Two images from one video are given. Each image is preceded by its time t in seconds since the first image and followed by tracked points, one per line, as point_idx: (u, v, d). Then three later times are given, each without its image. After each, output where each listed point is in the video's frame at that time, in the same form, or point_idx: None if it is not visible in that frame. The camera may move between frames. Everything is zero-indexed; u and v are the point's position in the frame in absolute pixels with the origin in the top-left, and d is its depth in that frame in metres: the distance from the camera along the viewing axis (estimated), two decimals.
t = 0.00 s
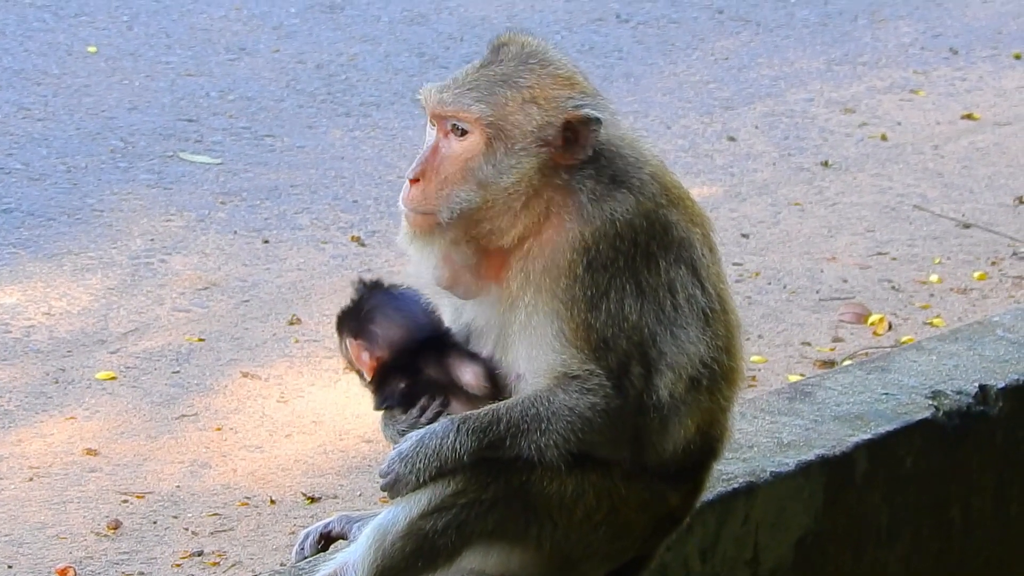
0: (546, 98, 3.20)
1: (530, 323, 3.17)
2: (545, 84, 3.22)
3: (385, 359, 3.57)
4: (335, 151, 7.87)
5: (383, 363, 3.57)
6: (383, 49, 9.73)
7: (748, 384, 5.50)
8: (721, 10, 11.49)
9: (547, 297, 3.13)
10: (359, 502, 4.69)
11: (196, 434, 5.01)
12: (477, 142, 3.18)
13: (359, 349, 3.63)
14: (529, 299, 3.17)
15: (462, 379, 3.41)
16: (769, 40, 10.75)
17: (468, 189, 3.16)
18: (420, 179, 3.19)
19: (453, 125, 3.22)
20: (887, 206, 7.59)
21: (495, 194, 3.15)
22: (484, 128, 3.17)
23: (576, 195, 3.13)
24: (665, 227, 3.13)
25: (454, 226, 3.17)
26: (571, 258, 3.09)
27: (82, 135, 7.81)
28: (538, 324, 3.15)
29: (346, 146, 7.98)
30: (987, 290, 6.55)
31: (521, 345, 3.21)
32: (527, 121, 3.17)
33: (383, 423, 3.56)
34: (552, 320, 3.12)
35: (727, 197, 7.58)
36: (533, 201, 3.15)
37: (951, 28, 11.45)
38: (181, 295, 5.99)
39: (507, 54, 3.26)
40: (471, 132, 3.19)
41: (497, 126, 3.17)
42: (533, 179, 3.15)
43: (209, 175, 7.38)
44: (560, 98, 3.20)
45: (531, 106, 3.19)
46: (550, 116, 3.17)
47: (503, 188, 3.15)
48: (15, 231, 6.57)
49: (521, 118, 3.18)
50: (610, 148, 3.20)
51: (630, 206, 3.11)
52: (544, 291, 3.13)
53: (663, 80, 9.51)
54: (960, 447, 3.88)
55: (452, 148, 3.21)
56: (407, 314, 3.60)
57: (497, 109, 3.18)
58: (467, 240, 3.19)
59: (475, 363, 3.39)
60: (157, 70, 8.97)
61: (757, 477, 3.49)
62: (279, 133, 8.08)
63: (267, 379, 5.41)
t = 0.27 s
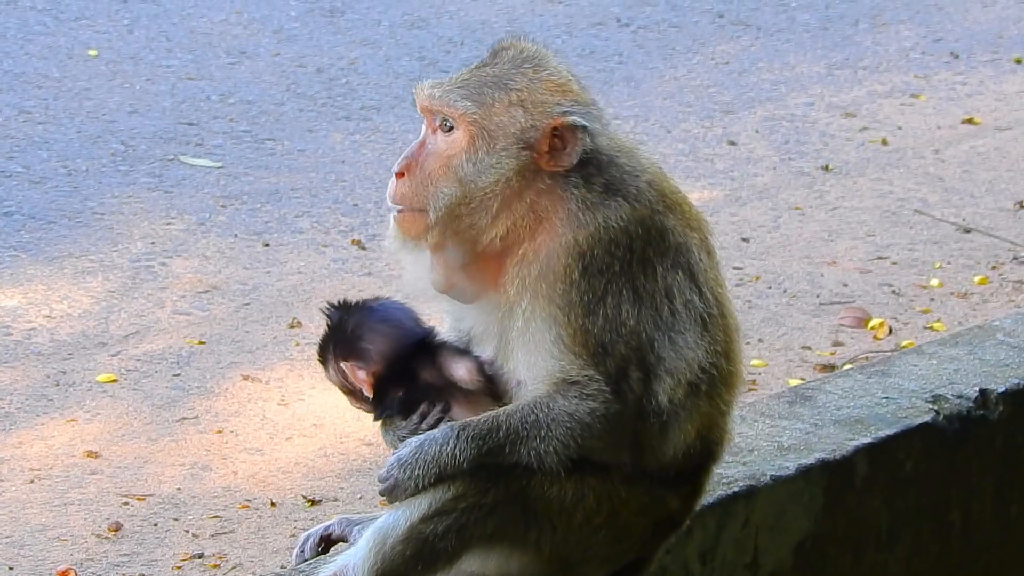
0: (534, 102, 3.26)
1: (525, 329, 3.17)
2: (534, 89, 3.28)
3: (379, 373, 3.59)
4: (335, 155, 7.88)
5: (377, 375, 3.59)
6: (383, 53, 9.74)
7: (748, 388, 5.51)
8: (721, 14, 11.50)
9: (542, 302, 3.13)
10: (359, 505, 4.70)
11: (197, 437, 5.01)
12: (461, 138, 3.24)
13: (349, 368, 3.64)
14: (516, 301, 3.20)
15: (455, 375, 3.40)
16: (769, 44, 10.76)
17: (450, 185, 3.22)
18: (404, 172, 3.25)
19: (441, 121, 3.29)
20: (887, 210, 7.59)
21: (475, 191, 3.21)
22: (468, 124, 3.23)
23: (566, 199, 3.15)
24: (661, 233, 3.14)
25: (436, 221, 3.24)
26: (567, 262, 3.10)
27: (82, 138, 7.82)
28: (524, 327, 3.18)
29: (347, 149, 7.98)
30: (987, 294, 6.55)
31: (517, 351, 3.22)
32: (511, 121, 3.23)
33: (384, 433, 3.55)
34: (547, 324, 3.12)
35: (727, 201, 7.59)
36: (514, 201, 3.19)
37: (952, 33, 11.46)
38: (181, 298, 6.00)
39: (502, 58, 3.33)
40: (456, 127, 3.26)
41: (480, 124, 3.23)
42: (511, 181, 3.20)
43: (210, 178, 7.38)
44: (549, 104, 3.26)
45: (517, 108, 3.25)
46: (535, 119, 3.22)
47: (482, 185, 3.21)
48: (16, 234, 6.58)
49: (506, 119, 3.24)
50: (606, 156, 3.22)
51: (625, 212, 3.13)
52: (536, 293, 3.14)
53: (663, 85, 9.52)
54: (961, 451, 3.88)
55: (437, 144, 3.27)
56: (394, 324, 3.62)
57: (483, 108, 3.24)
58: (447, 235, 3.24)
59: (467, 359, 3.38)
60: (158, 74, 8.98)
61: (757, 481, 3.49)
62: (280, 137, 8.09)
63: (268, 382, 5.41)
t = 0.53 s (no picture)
0: (534, 102, 3.25)
1: (529, 331, 3.18)
2: (535, 90, 3.27)
3: (379, 374, 3.58)
4: (334, 156, 7.89)
5: (377, 377, 3.58)
6: (383, 54, 9.75)
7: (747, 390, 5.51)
8: (721, 16, 11.51)
9: (544, 302, 3.13)
10: (358, 506, 4.70)
11: (196, 438, 5.01)
12: (462, 140, 3.25)
13: (348, 372, 3.62)
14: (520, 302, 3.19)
15: (455, 374, 3.40)
16: (768, 46, 10.77)
17: (450, 187, 3.23)
18: (405, 175, 3.26)
19: (442, 125, 3.30)
20: (886, 212, 7.60)
21: (475, 193, 3.21)
22: (468, 126, 3.24)
23: (568, 201, 3.14)
24: (662, 236, 3.14)
25: (438, 223, 3.24)
26: (568, 264, 3.10)
27: (82, 139, 7.82)
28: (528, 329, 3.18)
29: (346, 151, 7.99)
30: (986, 296, 6.56)
31: (522, 353, 3.21)
32: (511, 121, 3.23)
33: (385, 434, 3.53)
34: (549, 326, 3.13)
35: (726, 203, 7.59)
36: (515, 202, 3.19)
37: (951, 35, 11.47)
38: (180, 299, 6.00)
39: (503, 61, 3.33)
40: (457, 129, 3.26)
41: (479, 125, 3.23)
42: (512, 181, 3.20)
43: (209, 179, 7.39)
44: (550, 104, 3.25)
45: (517, 109, 3.24)
46: (535, 120, 3.22)
47: (482, 187, 3.20)
48: (15, 234, 6.58)
49: (506, 119, 3.23)
50: (608, 158, 3.22)
51: (627, 214, 3.12)
52: (536, 294, 3.15)
53: (662, 86, 9.52)
54: (959, 453, 3.89)
55: (438, 146, 3.28)
56: (391, 325, 3.62)
57: (482, 109, 3.24)
58: (449, 237, 3.24)
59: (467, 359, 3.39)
60: (157, 75, 8.98)
61: (756, 482, 3.50)
62: (279, 138, 8.09)
63: (267, 383, 5.41)
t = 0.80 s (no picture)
0: (523, 97, 3.26)
1: (530, 328, 3.17)
2: (524, 85, 3.28)
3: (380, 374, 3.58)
4: (333, 155, 7.88)
5: (377, 377, 3.58)
6: (381, 52, 9.74)
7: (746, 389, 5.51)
8: (720, 15, 11.51)
9: (546, 299, 3.13)
10: (357, 504, 4.70)
11: (194, 436, 5.01)
12: (455, 141, 3.26)
13: (348, 374, 3.62)
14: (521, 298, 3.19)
15: (455, 370, 3.40)
16: (767, 45, 10.76)
17: (447, 189, 3.25)
18: (405, 183, 3.28)
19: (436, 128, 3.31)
20: (885, 211, 7.60)
21: (473, 194, 3.23)
22: (459, 128, 3.25)
23: (570, 197, 3.15)
24: (666, 233, 3.14)
25: (438, 225, 3.26)
26: (573, 260, 3.10)
27: (80, 137, 7.81)
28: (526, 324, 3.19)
29: (344, 149, 7.98)
30: (985, 295, 6.56)
31: (523, 350, 3.22)
32: (501, 118, 3.24)
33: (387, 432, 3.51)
34: (552, 322, 3.12)
35: (725, 201, 7.59)
36: (513, 199, 3.20)
37: (950, 34, 11.47)
38: (179, 297, 6.00)
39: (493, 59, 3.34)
40: (449, 132, 3.27)
41: (471, 127, 3.25)
42: (504, 179, 3.22)
43: (208, 177, 7.39)
44: (542, 99, 3.25)
45: (506, 106, 3.25)
46: (523, 114, 3.23)
47: (478, 187, 3.22)
48: (14, 232, 6.58)
49: (495, 117, 3.24)
50: (610, 154, 3.22)
51: (631, 211, 3.12)
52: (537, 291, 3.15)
53: (661, 85, 9.52)
54: (957, 452, 3.89)
55: (434, 150, 3.29)
56: (387, 324, 3.63)
57: (471, 109, 3.26)
58: (453, 240, 3.25)
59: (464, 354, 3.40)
60: (156, 73, 8.98)
61: (754, 481, 3.50)
62: (278, 136, 8.09)
63: (265, 381, 5.41)
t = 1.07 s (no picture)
0: (537, 93, 3.23)
1: (532, 321, 3.17)
2: (537, 81, 3.25)
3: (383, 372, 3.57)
4: (334, 152, 7.88)
5: (379, 373, 3.57)
6: (382, 49, 9.74)
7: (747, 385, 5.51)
8: (720, 11, 11.50)
9: (547, 292, 3.12)
10: (357, 501, 4.70)
11: (196, 433, 5.01)
12: (469, 137, 3.20)
13: (350, 371, 3.60)
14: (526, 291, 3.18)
15: (455, 367, 3.41)
16: (768, 42, 10.76)
17: (460, 185, 3.17)
18: (414, 177, 3.19)
19: (446, 122, 3.24)
20: (886, 208, 7.60)
21: (485, 190, 3.17)
22: (474, 123, 3.19)
23: (575, 191, 3.14)
24: (668, 227, 3.14)
25: (447, 220, 3.19)
26: (574, 253, 3.10)
27: (81, 134, 7.81)
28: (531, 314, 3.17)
29: (345, 146, 7.98)
30: (985, 292, 6.56)
31: (525, 342, 3.21)
32: (516, 115, 3.20)
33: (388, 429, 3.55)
34: (553, 315, 3.12)
35: (725, 198, 7.60)
36: (524, 195, 3.17)
37: (950, 31, 11.46)
38: (180, 294, 6.00)
39: (504, 52, 3.29)
40: (463, 127, 3.21)
41: (485, 122, 3.19)
42: (519, 175, 3.17)
43: (209, 174, 7.39)
44: (555, 95, 3.23)
45: (520, 102, 3.21)
46: (539, 111, 3.20)
47: (492, 184, 3.17)
48: (15, 229, 6.58)
49: (510, 113, 3.20)
50: (614, 147, 3.22)
51: (633, 204, 3.12)
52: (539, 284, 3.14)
53: (661, 82, 9.52)
54: (958, 450, 3.89)
55: (444, 144, 3.22)
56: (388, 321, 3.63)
57: (486, 105, 3.20)
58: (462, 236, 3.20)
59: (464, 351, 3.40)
60: (157, 70, 8.98)
61: (755, 478, 3.50)
62: (278, 133, 8.09)
63: (266, 378, 5.41)
